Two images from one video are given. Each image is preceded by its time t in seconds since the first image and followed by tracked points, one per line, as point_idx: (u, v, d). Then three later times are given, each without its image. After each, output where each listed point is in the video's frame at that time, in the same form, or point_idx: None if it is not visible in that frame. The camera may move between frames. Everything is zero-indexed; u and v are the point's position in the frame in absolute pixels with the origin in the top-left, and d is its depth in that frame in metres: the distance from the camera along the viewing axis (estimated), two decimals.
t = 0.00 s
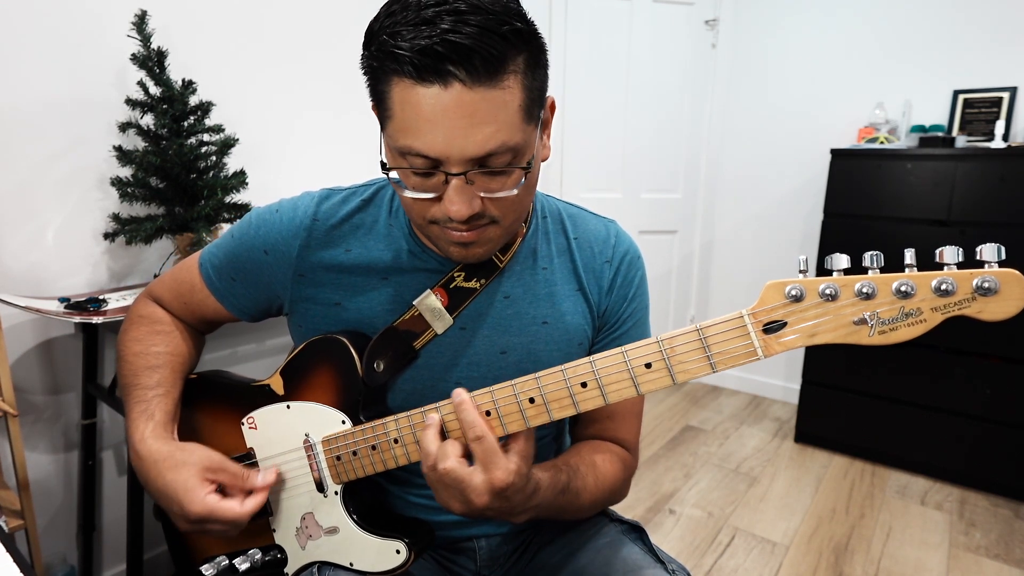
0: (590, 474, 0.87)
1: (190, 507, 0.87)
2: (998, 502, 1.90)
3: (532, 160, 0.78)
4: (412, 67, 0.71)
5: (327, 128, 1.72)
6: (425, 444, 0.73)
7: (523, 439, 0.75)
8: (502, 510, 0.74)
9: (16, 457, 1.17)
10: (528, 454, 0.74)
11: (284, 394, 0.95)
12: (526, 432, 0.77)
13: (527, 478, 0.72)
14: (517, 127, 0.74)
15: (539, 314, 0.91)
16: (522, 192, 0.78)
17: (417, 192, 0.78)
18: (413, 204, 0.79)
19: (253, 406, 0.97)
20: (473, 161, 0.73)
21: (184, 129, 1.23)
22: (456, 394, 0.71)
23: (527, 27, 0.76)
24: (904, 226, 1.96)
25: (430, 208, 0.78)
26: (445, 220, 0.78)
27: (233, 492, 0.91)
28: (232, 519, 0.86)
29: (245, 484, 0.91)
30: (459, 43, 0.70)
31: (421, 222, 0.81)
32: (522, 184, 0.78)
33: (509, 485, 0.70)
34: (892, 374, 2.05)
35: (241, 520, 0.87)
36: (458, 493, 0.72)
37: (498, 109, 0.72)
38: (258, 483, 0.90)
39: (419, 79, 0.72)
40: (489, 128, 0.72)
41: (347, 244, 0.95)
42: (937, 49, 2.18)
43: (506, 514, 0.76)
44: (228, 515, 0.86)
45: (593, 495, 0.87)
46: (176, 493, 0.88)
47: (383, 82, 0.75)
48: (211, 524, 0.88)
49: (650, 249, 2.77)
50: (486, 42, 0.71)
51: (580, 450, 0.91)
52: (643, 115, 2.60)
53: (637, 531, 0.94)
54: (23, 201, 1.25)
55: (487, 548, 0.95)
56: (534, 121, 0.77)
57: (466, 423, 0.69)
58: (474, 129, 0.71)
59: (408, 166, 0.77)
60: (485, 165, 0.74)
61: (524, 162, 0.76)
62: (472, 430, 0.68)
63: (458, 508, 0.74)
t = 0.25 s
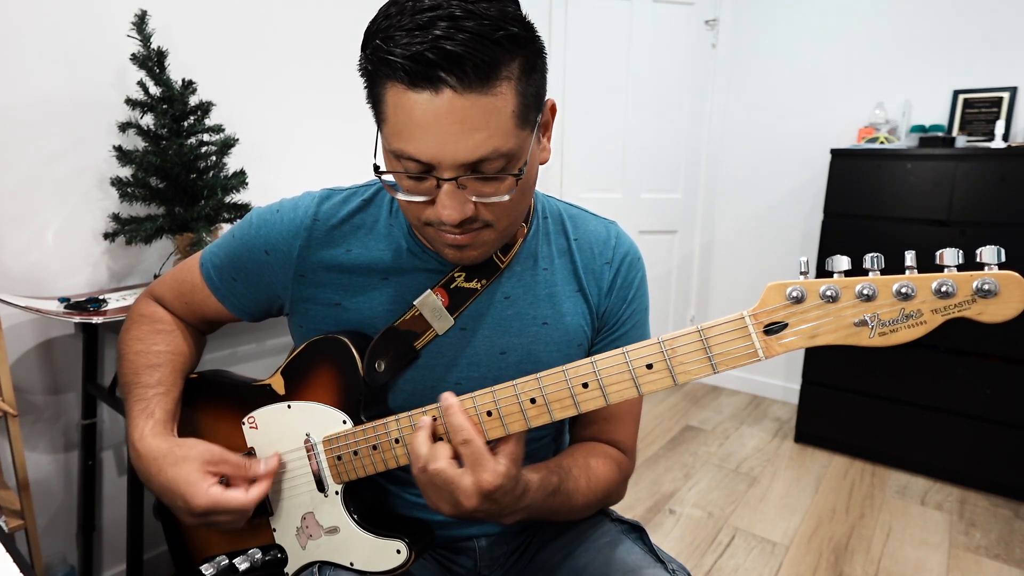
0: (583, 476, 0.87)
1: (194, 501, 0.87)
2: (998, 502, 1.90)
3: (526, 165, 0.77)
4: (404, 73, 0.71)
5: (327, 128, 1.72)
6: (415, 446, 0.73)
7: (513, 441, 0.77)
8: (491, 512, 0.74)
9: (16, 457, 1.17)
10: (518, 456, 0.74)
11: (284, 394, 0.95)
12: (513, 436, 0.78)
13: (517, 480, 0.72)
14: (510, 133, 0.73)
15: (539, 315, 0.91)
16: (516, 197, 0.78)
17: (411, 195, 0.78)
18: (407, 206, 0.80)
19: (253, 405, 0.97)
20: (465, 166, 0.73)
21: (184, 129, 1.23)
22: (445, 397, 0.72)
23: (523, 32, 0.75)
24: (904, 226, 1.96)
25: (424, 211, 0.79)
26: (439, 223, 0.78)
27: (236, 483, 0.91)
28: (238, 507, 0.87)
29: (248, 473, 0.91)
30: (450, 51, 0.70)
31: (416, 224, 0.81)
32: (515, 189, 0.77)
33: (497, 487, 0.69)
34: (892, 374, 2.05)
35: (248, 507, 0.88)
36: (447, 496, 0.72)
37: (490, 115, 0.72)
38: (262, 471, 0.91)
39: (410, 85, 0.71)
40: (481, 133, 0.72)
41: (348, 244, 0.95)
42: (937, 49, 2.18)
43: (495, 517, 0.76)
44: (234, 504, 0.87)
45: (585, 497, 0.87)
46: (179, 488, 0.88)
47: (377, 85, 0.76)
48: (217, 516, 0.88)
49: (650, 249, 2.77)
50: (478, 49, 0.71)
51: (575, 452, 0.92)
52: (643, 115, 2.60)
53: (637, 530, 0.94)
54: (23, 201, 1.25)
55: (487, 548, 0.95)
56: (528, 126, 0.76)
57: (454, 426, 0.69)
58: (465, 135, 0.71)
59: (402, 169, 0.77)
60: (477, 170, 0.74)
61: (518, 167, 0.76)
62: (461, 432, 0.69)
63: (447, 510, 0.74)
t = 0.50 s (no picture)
0: (576, 479, 0.87)
1: (195, 495, 0.87)
2: (999, 502, 1.90)
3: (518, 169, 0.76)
4: (393, 80, 0.71)
5: (327, 128, 1.72)
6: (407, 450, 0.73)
7: (506, 445, 0.77)
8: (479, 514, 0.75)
9: (16, 457, 1.17)
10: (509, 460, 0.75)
11: (285, 394, 0.95)
12: (507, 439, 0.78)
13: (507, 484, 0.74)
14: (499, 139, 0.73)
15: (539, 316, 0.91)
16: (507, 201, 0.78)
17: (403, 198, 0.78)
18: (400, 208, 0.80)
19: (254, 406, 0.97)
20: (453, 172, 0.72)
21: (184, 129, 1.23)
22: (436, 402, 0.73)
23: (516, 38, 0.75)
24: (904, 226, 1.96)
25: (417, 214, 0.79)
26: (430, 227, 0.78)
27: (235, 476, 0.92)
28: (239, 498, 0.87)
29: (247, 465, 0.92)
30: (438, 59, 0.70)
31: (410, 225, 0.82)
32: (507, 194, 0.77)
33: (488, 491, 0.71)
34: (892, 374, 2.05)
35: (250, 498, 0.88)
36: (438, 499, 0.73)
37: (479, 122, 0.71)
38: (261, 461, 0.92)
39: (399, 92, 0.71)
40: (469, 140, 0.71)
41: (348, 244, 0.95)
42: (937, 49, 2.18)
43: (484, 518, 0.77)
44: (234, 495, 0.87)
45: (578, 500, 0.87)
46: (177, 483, 0.88)
47: (368, 90, 0.76)
48: (218, 509, 0.89)
49: (650, 249, 2.77)
50: (467, 57, 0.70)
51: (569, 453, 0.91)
52: (643, 115, 2.60)
53: (637, 531, 0.94)
54: (23, 201, 1.25)
55: (487, 548, 0.95)
56: (520, 130, 0.75)
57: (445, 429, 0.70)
58: (453, 141, 0.71)
59: (394, 172, 0.77)
60: (466, 176, 0.73)
61: (509, 172, 0.75)
62: (453, 437, 0.70)
63: (438, 513, 0.75)
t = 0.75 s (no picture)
0: (569, 480, 0.88)
1: (194, 492, 0.87)
2: (998, 502, 1.90)
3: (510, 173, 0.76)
4: (384, 86, 0.72)
5: (327, 128, 1.72)
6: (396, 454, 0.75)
7: (493, 448, 0.78)
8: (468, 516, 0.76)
9: (17, 457, 1.17)
10: (496, 463, 0.76)
11: (285, 394, 0.95)
12: (496, 443, 0.79)
13: (493, 487, 0.75)
14: (489, 143, 0.72)
15: (539, 317, 0.91)
16: (500, 205, 0.78)
17: (396, 200, 0.79)
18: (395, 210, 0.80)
19: (254, 406, 0.97)
20: (443, 176, 0.73)
21: (184, 129, 1.23)
22: (423, 407, 0.74)
23: (508, 44, 0.74)
24: (904, 226, 1.96)
25: (410, 216, 0.79)
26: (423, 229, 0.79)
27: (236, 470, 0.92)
28: (239, 494, 0.88)
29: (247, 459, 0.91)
30: (429, 65, 0.70)
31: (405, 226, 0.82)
32: (499, 198, 0.77)
33: (472, 494, 0.72)
34: (892, 374, 2.05)
35: (250, 492, 0.88)
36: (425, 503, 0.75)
37: (468, 127, 0.71)
38: (260, 456, 0.91)
39: (390, 96, 0.72)
40: (459, 144, 0.71)
41: (348, 244, 0.95)
42: (937, 49, 2.18)
43: (475, 519, 0.79)
44: (234, 492, 0.87)
45: (573, 501, 0.87)
46: (176, 481, 0.89)
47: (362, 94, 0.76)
48: (219, 505, 0.89)
49: (650, 249, 2.77)
50: (456, 63, 0.70)
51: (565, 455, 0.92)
52: (643, 115, 2.59)
53: (637, 531, 0.94)
54: (22, 201, 1.25)
55: (487, 548, 0.96)
56: (513, 135, 0.75)
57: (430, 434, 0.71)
58: (443, 146, 0.71)
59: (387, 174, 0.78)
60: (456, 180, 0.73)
61: (500, 176, 0.75)
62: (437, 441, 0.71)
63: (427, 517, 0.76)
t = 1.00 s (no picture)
0: (565, 480, 0.88)
1: (193, 492, 0.88)
2: (998, 502, 1.90)
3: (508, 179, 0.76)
4: (382, 88, 0.72)
5: (326, 128, 1.72)
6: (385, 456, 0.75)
7: (481, 449, 0.79)
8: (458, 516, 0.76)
9: (16, 457, 1.16)
10: (484, 463, 0.77)
11: (285, 394, 0.95)
12: (485, 444, 0.80)
13: (481, 486, 0.75)
14: (486, 149, 0.72)
15: (538, 318, 0.91)
16: (496, 211, 0.78)
17: (393, 202, 0.79)
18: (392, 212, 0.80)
19: (254, 406, 0.97)
20: (438, 180, 0.73)
21: (184, 129, 1.23)
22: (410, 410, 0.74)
23: (508, 49, 0.74)
24: (904, 226, 1.96)
25: (406, 218, 0.79)
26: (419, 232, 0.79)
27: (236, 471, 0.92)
28: (237, 495, 0.88)
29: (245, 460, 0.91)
30: (427, 69, 0.69)
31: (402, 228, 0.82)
32: (495, 203, 0.77)
33: (462, 493, 0.72)
34: (891, 374, 2.05)
35: (246, 493, 0.88)
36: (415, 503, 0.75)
37: (465, 132, 0.71)
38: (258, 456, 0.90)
39: (388, 98, 0.72)
40: (455, 149, 0.71)
41: (347, 245, 0.95)
42: (937, 49, 2.18)
43: (463, 519, 0.79)
44: (231, 492, 0.87)
45: (568, 501, 0.88)
46: (176, 480, 0.89)
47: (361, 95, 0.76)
48: (219, 505, 0.89)
49: (650, 249, 2.77)
50: (454, 68, 0.70)
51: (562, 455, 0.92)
52: (643, 115, 2.59)
53: (637, 531, 0.94)
54: (22, 201, 1.25)
55: (488, 547, 0.96)
56: (510, 141, 0.75)
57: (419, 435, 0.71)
58: (439, 150, 0.71)
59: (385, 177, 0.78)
60: (453, 185, 0.73)
61: (497, 182, 0.75)
62: (426, 442, 0.71)
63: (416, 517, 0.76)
